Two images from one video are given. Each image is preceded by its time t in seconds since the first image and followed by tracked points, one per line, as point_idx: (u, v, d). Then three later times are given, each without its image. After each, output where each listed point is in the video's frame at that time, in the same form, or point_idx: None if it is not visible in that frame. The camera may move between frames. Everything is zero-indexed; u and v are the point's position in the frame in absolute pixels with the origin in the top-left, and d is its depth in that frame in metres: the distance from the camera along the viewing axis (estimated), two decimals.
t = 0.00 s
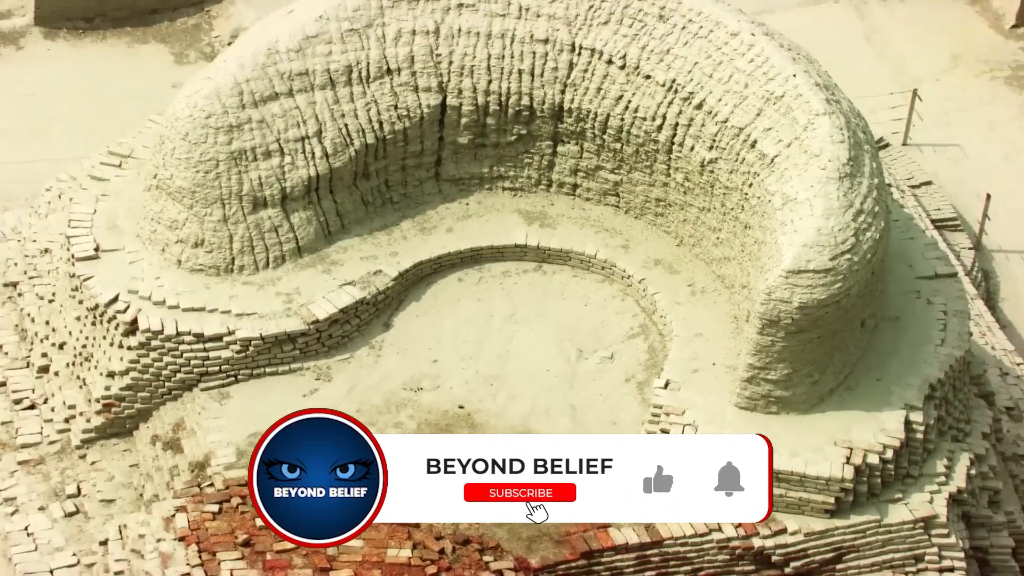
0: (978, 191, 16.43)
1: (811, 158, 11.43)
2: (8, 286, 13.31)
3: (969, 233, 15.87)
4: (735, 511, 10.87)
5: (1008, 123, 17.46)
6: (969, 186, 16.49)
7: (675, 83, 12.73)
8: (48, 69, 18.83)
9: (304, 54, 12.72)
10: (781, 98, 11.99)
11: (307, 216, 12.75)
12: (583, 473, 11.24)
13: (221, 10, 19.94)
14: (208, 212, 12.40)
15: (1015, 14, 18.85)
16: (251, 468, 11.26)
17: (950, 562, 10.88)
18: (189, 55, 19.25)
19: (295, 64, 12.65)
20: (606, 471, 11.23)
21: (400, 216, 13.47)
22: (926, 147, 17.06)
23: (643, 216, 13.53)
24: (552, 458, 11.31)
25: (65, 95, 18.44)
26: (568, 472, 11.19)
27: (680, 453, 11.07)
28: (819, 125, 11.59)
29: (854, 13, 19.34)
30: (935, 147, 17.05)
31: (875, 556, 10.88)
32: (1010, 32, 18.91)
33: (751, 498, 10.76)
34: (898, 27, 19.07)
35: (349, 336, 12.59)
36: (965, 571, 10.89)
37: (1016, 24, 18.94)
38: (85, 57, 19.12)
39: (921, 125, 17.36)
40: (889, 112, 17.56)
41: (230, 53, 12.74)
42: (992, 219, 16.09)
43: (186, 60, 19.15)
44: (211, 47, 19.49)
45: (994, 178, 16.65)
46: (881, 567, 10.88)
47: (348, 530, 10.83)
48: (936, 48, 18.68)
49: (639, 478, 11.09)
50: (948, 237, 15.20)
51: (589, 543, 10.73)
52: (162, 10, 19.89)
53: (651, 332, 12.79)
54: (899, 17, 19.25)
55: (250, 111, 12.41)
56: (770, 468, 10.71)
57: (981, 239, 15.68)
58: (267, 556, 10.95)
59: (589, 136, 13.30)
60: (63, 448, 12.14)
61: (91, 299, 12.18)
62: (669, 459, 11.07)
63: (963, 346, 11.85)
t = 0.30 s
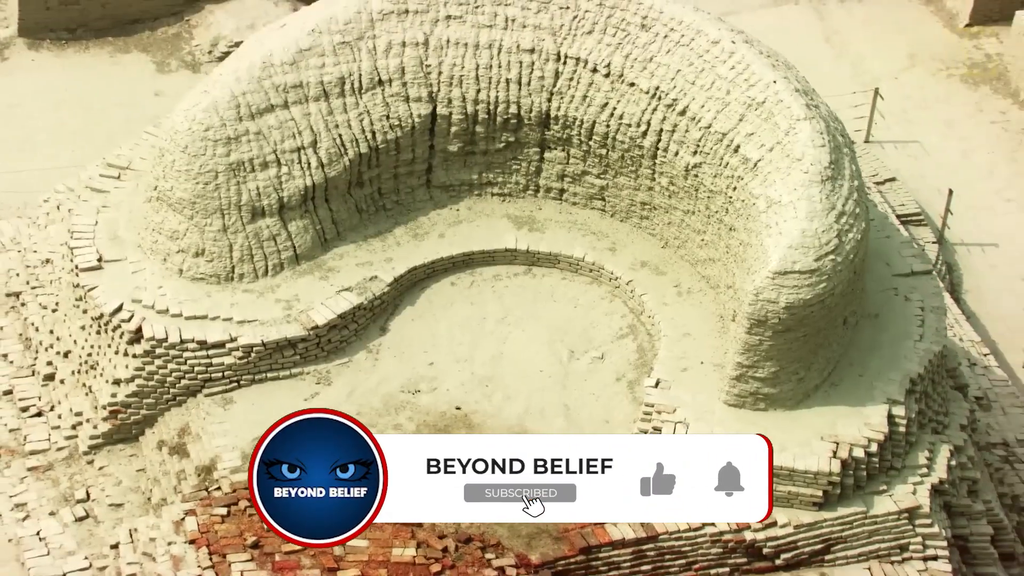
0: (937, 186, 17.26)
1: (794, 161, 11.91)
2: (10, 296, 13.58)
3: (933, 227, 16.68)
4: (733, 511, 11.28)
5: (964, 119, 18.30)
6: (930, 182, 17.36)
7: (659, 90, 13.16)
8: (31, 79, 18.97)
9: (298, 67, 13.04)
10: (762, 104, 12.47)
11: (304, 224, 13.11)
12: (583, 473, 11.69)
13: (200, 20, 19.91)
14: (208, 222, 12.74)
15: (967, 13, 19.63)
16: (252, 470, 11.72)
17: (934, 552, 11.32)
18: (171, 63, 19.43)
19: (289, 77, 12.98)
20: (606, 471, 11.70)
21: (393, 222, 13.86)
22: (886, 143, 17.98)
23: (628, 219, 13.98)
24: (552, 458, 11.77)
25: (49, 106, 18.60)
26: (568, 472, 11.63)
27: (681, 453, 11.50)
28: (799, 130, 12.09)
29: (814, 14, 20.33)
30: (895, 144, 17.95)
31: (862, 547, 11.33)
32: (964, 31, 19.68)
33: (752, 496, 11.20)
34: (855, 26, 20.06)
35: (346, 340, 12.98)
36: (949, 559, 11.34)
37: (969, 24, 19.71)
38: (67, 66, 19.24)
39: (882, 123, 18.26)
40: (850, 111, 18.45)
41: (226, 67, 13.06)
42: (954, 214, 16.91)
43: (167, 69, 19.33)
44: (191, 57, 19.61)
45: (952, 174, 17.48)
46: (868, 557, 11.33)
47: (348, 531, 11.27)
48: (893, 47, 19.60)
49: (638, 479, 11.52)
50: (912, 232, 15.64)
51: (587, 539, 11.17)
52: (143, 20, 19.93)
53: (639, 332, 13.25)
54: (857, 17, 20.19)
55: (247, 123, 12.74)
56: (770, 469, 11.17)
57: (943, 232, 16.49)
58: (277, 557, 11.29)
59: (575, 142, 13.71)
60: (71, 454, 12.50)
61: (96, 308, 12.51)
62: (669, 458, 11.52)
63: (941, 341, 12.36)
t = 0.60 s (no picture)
0: (898, 181, 18.04)
1: (776, 165, 12.46)
2: (14, 305, 13.93)
3: (896, 220, 17.43)
4: (731, 510, 11.78)
5: (920, 115, 19.16)
6: (891, 177, 18.14)
7: (642, 97, 13.64)
8: (17, 91, 19.22)
9: (293, 79, 13.42)
10: (743, 109, 13.01)
11: (301, 232, 13.50)
12: (583, 474, 12.12)
13: (180, 28, 20.13)
14: (209, 231, 13.12)
15: (919, 13, 20.59)
16: (252, 470, 12.08)
17: (916, 538, 11.94)
18: (153, 71, 19.70)
19: (285, 89, 13.36)
20: (607, 471, 12.10)
21: (386, 228, 14.29)
22: (848, 140, 18.77)
23: (614, 222, 14.45)
24: (553, 458, 12.20)
25: (35, 118, 18.88)
26: (568, 472, 12.09)
27: (681, 453, 11.94)
28: (780, 134, 12.64)
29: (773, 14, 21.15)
30: (857, 140, 18.75)
31: (848, 535, 11.92)
32: (917, 30, 20.65)
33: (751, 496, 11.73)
34: (813, 26, 20.89)
35: (345, 344, 13.39)
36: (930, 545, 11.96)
37: (922, 24, 20.66)
38: (51, 77, 19.49)
39: (844, 121, 19.07)
40: (813, 108, 19.25)
41: (222, 81, 13.43)
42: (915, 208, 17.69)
43: (150, 78, 19.61)
44: (173, 65, 19.85)
45: (911, 168, 18.27)
46: (853, 545, 11.93)
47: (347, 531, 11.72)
48: (850, 46, 20.43)
49: (638, 479, 11.95)
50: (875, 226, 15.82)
51: (584, 534, 11.67)
52: (124, 30, 20.16)
53: (628, 332, 13.75)
54: (815, 17, 21.04)
55: (245, 135, 13.12)
56: (769, 469, 11.67)
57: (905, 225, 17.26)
58: (285, 556, 11.75)
59: (561, 148, 14.16)
60: (80, 458, 12.86)
61: (102, 316, 12.87)
62: (669, 458, 11.94)
63: (918, 335, 12.99)
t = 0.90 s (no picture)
0: (861, 176, 19.01)
1: (758, 167, 13.01)
2: (19, 312, 14.30)
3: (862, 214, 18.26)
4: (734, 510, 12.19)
5: (880, 112, 20.20)
6: (855, 173, 19.10)
7: (626, 102, 14.10)
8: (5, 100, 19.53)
9: (288, 90, 13.80)
10: (725, 114, 13.52)
11: (299, 238, 13.91)
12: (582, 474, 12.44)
13: (162, 38, 20.49)
14: (210, 239, 13.50)
15: (876, 13, 21.75)
16: (252, 468, 12.47)
17: (899, 525, 12.51)
18: (139, 80, 20.02)
19: (281, 100, 13.74)
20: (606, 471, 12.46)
21: (380, 233, 14.71)
22: (813, 137, 19.72)
23: (600, 223, 14.94)
24: (553, 459, 12.54)
25: (26, 126, 19.20)
26: (568, 473, 12.43)
27: (681, 454, 12.29)
28: (761, 137, 13.18)
29: (736, 16, 22.28)
30: (821, 137, 19.72)
31: (834, 523, 12.46)
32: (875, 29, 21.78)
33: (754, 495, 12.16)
34: (774, 27, 22.00)
35: (343, 347, 13.82)
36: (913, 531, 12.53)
37: (879, 23, 21.79)
38: (38, 86, 19.82)
39: (808, 119, 20.07)
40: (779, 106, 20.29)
41: (219, 93, 13.80)
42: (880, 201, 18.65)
43: (136, 86, 19.97)
44: (157, 73, 20.25)
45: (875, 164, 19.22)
46: (839, 533, 12.49)
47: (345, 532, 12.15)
48: (812, 47, 21.51)
49: (637, 479, 12.32)
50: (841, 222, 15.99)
51: (583, 528, 12.17)
52: (108, 39, 20.44)
53: (616, 330, 14.24)
54: (776, 19, 22.16)
55: (243, 145, 13.49)
56: (770, 467, 12.15)
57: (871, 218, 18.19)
58: (294, 554, 12.14)
59: (549, 153, 14.61)
60: (89, 461, 13.23)
61: (108, 324, 13.24)
62: (671, 459, 12.29)
63: (895, 329, 13.69)
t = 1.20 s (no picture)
0: (826, 171, 19.96)
1: (742, 169, 13.59)
2: (23, 319, 14.60)
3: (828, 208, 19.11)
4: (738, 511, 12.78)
5: (841, 108, 21.11)
6: (822, 168, 19.99)
7: (612, 107, 14.61)
8: None
9: (284, 100, 14.20)
10: (708, 117, 14.07)
11: (298, 243, 14.33)
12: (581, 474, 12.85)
13: (147, 46, 20.83)
14: (213, 246, 13.91)
15: (835, 13, 22.56)
16: (252, 469, 12.80)
17: (883, 512, 13.12)
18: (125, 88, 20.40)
19: (277, 110, 14.14)
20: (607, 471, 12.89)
21: (375, 237, 15.15)
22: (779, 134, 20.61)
23: (587, 224, 15.45)
24: (553, 459, 12.95)
25: (18, 135, 19.57)
26: (569, 473, 12.83)
27: (682, 454, 12.73)
28: (744, 140, 13.75)
29: (700, 18, 22.95)
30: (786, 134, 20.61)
31: (820, 511, 13.03)
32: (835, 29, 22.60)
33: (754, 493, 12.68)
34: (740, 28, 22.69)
35: (343, 348, 14.25)
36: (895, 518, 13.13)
37: (838, 22, 22.64)
38: (26, 96, 20.16)
39: (775, 116, 20.94)
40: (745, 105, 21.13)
41: (217, 104, 14.20)
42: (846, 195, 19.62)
43: (122, 93, 20.35)
44: (142, 80, 20.62)
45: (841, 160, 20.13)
46: (825, 521, 13.06)
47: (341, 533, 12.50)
48: (775, 46, 22.30)
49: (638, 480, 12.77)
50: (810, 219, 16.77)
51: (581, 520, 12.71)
52: (94, 48, 20.76)
53: (606, 328, 14.77)
54: (740, 19, 22.91)
55: (242, 154, 13.90)
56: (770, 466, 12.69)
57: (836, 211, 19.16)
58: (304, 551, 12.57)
59: (537, 157, 15.10)
60: (99, 463, 13.64)
61: (115, 330, 13.63)
62: (673, 459, 12.73)
63: (873, 323, 14.39)
